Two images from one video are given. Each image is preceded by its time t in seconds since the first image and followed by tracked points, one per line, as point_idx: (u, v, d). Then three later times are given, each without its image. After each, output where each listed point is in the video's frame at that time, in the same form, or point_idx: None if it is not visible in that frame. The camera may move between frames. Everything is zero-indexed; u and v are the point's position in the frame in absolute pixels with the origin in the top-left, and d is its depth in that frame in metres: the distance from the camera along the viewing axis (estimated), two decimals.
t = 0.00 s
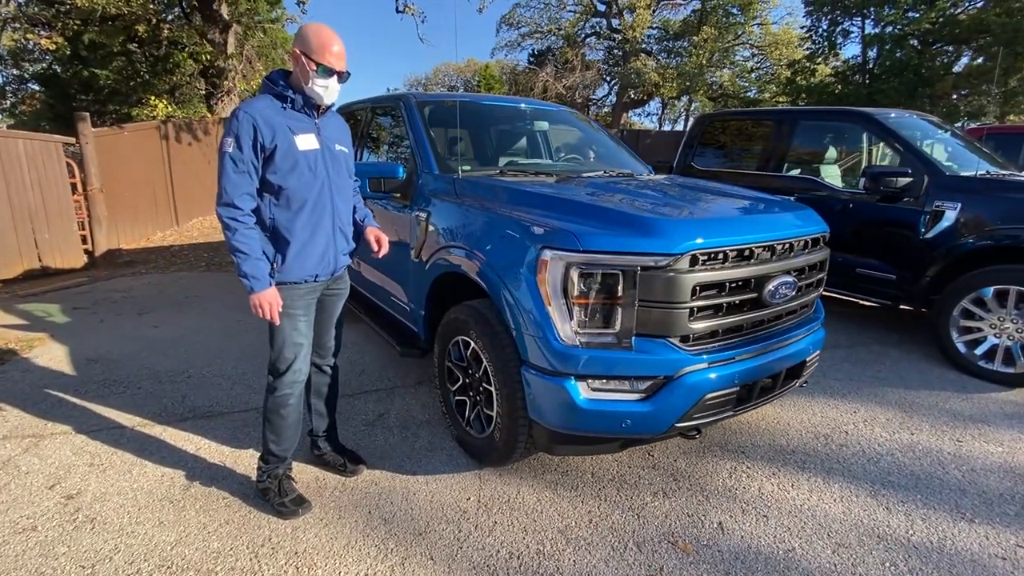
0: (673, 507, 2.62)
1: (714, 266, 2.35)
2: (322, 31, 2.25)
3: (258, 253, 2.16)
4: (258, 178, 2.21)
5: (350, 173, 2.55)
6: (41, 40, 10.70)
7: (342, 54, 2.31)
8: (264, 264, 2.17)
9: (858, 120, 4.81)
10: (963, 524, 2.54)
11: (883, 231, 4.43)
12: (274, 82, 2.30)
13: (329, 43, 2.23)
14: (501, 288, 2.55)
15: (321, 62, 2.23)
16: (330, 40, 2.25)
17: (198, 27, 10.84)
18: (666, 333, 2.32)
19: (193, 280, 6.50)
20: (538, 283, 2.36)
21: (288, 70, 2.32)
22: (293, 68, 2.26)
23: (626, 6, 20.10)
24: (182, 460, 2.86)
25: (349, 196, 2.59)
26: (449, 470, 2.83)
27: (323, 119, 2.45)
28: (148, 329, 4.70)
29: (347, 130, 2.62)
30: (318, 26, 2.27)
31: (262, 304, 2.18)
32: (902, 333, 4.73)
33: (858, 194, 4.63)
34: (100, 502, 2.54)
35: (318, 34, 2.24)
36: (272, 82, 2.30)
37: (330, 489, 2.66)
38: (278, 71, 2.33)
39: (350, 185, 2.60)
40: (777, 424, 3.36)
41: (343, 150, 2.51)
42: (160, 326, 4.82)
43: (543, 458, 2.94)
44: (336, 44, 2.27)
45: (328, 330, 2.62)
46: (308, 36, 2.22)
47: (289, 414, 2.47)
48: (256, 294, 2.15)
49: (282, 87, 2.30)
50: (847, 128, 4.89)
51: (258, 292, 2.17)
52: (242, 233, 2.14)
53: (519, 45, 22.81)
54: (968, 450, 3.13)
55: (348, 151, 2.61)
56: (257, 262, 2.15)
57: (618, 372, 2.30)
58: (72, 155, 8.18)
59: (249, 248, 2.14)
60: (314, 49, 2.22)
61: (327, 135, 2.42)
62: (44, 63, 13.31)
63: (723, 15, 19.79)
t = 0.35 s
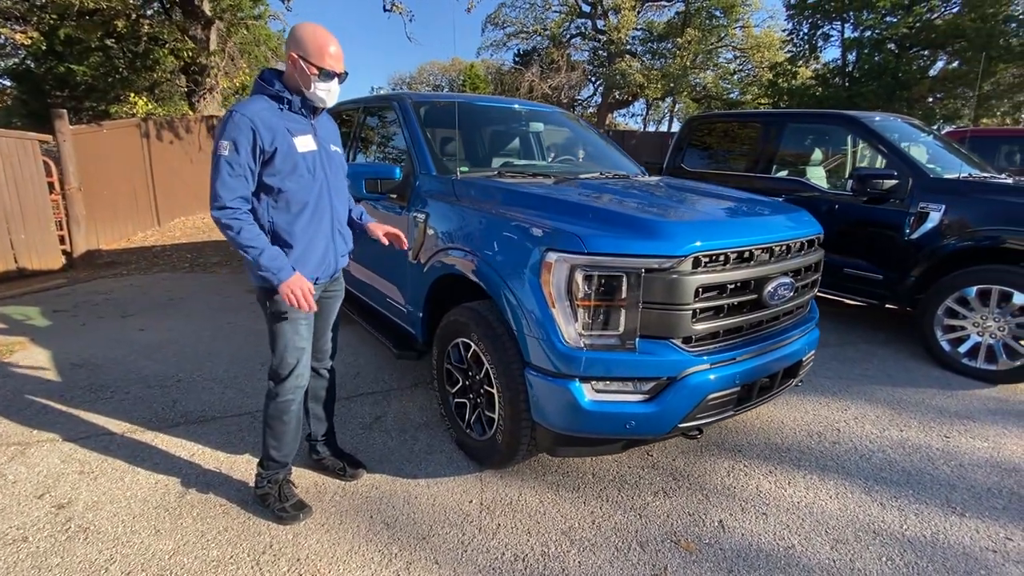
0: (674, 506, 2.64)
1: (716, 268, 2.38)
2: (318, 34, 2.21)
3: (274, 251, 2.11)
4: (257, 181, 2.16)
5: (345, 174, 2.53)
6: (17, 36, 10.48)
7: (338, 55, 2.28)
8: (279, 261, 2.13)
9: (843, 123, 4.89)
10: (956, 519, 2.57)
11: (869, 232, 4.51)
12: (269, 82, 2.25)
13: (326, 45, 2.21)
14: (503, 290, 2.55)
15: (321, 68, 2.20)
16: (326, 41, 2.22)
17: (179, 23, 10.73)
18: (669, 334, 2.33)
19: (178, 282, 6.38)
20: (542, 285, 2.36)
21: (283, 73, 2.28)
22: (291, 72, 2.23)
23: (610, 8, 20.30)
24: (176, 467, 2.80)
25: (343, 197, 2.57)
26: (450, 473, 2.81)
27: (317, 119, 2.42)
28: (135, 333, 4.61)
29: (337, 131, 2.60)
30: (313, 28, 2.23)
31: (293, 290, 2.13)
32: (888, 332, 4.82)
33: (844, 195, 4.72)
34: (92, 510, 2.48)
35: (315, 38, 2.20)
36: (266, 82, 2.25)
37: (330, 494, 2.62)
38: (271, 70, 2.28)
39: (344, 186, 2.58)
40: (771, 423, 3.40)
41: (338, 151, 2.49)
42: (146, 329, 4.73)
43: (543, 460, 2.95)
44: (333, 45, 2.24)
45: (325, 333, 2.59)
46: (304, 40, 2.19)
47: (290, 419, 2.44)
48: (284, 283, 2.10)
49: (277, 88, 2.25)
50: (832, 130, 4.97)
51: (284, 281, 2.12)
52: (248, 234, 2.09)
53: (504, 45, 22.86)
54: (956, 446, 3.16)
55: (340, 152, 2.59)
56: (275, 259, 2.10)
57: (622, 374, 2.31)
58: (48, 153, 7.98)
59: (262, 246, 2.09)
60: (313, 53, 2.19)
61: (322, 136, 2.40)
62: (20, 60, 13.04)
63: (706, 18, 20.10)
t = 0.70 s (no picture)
0: (680, 499, 2.68)
1: (724, 263, 2.42)
2: (323, 28, 2.17)
3: (345, 223, 2.16)
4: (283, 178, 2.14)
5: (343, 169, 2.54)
6: None
7: (344, 51, 2.24)
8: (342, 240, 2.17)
9: (837, 122, 4.98)
10: (955, 509, 2.63)
11: (862, 229, 4.59)
12: (273, 75, 2.18)
13: (331, 41, 2.16)
14: (514, 285, 2.56)
15: (326, 64, 2.17)
16: (332, 37, 2.18)
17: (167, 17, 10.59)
18: (678, 329, 2.37)
19: (171, 279, 6.31)
20: (555, 280, 2.38)
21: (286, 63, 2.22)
22: (295, 66, 2.18)
23: (600, 6, 20.41)
24: (181, 465, 2.78)
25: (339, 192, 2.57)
26: (457, 468, 2.83)
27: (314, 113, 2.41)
28: (131, 330, 4.56)
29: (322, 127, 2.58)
30: (318, 22, 2.19)
31: (382, 222, 2.21)
32: (880, 328, 4.91)
33: (838, 193, 4.80)
34: (101, 508, 2.45)
35: (320, 33, 2.16)
36: (266, 72, 2.17)
37: (340, 490, 2.63)
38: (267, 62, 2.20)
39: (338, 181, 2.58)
40: (771, 417, 3.46)
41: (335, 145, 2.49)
42: (142, 327, 4.68)
43: (550, 454, 2.97)
44: (338, 40, 2.20)
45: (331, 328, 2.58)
46: (310, 34, 2.14)
47: (300, 415, 2.43)
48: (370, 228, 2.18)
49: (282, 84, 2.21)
50: (826, 130, 5.05)
51: (370, 227, 2.19)
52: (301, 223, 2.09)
53: (494, 42, 22.89)
54: (951, 439, 3.24)
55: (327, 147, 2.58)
56: (353, 224, 2.16)
57: (633, 368, 2.34)
58: (35, 148, 7.85)
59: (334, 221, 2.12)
60: (318, 48, 2.15)
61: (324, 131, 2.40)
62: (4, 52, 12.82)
63: (695, 18, 20.29)
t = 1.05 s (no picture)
0: (683, 491, 2.73)
1: (726, 260, 2.47)
2: (339, 32, 2.20)
3: (365, 222, 2.21)
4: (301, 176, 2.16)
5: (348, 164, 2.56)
6: None
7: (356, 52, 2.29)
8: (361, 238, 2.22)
9: (832, 123, 5.05)
10: (950, 500, 2.70)
11: (857, 228, 4.67)
12: (285, 73, 2.17)
13: (349, 44, 2.21)
14: (521, 281, 2.60)
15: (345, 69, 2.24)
16: (348, 40, 2.22)
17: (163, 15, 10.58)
18: (682, 324, 2.42)
19: (169, 277, 6.31)
20: (562, 276, 2.43)
21: (299, 65, 2.22)
22: (313, 69, 2.21)
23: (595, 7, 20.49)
24: (189, 460, 2.81)
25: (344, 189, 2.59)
26: (464, 462, 2.87)
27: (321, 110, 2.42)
28: (132, 328, 4.57)
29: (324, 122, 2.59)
30: (331, 23, 2.21)
31: (399, 223, 2.32)
32: (874, 326, 5.00)
33: (833, 193, 4.88)
34: (112, 501, 2.48)
35: (337, 37, 2.19)
36: (277, 70, 2.17)
37: (348, 483, 2.66)
38: (275, 58, 2.18)
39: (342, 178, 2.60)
40: (769, 412, 3.52)
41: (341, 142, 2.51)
42: (143, 324, 4.69)
43: (554, 448, 3.02)
44: (352, 41, 2.25)
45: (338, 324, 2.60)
46: (328, 39, 2.17)
47: (310, 410, 2.47)
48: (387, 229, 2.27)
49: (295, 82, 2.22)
50: (821, 130, 5.12)
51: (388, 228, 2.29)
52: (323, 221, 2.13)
53: (489, 41, 22.91)
54: (945, 433, 3.31)
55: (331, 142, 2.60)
56: (373, 225, 2.23)
57: (639, 362, 2.39)
58: (31, 145, 7.81)
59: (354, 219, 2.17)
60: (338, 54, 2.20)
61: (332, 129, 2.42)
62: None
63: (689, 19, 20.43)
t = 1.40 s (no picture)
0: (681, 489, 2.78)
1: (724, 262, 2.52)
2: (330, 25, 2.21)
3: (365, 223, 2.25)
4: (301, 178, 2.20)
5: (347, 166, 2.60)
6: None
7: (349, 48, 2.28)
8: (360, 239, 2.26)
9: (830, 126, 5.10)
10: (943, 498, 2.75)
11: (854, 230, 4.71)
12: (284, 76, 2.21)
13: (337, 39, 2.21)
14: (522, 282, 2.65)
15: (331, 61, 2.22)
16: (338, 35, 2.22)
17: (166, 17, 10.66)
18: (680, 324, 2.47)
19: (173, 278, 6.37)
20: (563, 277, 2.47)
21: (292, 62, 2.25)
22: (301, 64, 2.23)
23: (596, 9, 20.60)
24: (194, 457, 2.85)
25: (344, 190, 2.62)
26: (465, 460, 2.91)
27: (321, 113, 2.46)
28: (137, 328, 4.61)
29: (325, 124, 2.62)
30: (324, 19, 2.22)
31: (399, 224, 2.35)
32: (871, 327, 5.04)
33: (830, 195, 4.92)
34: (120, 498, 2.52)
35: (327, 30, 2.20)
36: (277, 72, 2.21)
37: (352, 481, 2.71)
38: (275, 61, 2.22)
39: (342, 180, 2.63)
40: (767, 412, 3.56)
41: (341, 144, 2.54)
42: (147, 324, 4.74)
43: (554, 447, 3.06)
44: (343, 37, 2.24)
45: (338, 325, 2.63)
46: (317, 33, 2.19)
47: (313, 409, 2.51)
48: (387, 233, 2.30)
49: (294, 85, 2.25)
50: (819, 133, 5.17)
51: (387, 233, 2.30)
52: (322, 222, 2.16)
53: (490, 44, 23.01)
54: (940, 432, 3.36)
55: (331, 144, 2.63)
56: (373, 226, 2.26)
57: (637, 361, 2.43)
58: (34, 147, 7.86)
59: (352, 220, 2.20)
60: (324, 47, 2.19)
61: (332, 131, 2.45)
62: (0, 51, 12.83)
63: (689, 22, 20.55)
